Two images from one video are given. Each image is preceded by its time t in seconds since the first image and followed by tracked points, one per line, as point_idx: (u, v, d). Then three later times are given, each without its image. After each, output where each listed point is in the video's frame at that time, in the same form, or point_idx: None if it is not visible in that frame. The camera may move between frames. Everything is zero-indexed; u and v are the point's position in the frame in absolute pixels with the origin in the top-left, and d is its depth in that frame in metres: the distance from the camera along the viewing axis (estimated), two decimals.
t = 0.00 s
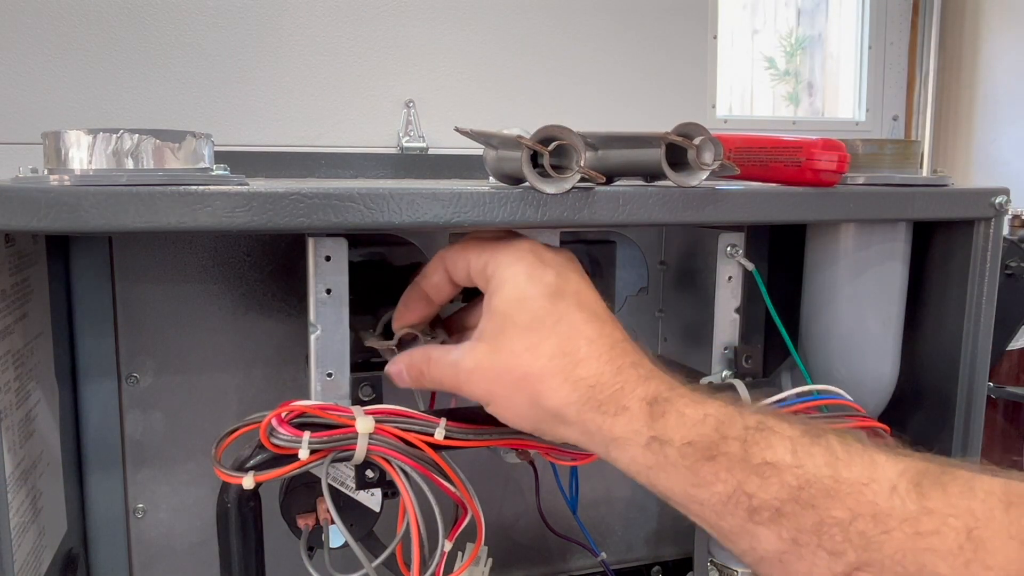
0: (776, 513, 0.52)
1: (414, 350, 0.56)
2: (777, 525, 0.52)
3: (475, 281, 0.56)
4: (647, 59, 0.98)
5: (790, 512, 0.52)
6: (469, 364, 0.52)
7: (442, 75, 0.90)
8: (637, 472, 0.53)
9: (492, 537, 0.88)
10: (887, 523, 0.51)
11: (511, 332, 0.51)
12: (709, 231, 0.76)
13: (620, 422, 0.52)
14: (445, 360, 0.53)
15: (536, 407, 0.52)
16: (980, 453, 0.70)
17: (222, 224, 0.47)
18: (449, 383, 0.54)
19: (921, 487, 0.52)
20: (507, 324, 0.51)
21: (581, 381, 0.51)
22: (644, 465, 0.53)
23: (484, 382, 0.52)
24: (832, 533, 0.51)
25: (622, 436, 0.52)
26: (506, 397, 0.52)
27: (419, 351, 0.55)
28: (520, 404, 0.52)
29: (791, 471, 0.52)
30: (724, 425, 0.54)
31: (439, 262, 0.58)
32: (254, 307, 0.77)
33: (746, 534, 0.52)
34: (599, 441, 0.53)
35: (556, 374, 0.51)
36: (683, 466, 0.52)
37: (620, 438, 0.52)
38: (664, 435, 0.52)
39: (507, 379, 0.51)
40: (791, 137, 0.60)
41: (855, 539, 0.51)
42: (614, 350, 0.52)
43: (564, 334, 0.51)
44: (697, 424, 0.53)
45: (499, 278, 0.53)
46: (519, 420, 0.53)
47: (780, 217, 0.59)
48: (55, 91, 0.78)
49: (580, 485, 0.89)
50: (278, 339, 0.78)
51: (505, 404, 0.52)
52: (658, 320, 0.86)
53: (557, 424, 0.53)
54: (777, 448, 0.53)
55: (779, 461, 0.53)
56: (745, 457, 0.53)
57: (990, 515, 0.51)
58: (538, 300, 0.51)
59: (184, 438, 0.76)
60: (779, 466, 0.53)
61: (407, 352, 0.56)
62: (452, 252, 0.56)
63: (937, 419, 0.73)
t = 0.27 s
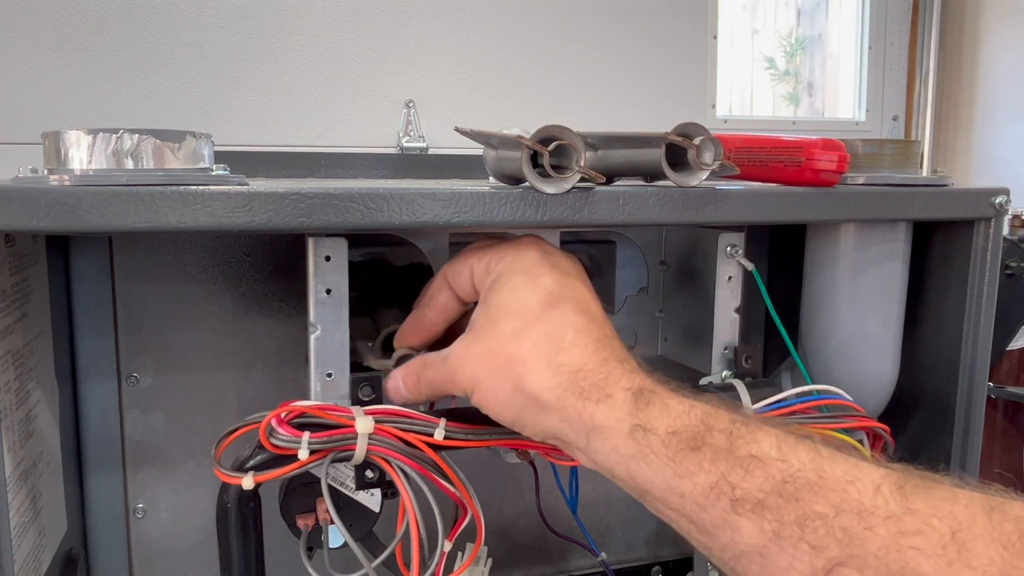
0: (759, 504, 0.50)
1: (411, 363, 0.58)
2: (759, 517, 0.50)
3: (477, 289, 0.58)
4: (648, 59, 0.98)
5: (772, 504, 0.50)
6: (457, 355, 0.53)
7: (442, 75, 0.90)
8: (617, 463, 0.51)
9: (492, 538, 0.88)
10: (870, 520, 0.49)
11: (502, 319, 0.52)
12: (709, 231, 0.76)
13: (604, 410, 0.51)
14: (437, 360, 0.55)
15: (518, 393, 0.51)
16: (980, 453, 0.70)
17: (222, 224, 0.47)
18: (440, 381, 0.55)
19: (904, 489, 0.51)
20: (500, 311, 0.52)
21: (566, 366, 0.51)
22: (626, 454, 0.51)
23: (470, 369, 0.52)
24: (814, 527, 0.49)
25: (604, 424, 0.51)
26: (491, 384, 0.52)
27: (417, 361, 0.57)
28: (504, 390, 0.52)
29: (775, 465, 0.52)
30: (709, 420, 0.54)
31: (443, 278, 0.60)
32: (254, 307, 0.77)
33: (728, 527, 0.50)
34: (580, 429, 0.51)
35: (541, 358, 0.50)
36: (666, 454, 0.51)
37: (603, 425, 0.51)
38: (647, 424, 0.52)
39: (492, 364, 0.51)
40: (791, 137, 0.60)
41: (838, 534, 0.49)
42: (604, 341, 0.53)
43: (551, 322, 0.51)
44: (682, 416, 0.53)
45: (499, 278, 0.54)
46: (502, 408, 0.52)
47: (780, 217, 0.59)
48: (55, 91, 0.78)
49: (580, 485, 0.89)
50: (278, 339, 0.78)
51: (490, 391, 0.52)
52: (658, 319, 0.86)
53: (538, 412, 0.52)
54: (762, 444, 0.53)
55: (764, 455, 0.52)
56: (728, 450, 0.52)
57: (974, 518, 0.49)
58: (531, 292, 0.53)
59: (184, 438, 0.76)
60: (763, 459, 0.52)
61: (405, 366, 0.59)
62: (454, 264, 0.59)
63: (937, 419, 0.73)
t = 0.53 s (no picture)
0: (758, 509, 0.49)
1: (411, 365, 0.60)
2: (758, 523, 0.49)
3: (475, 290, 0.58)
4: (648, 59, 0.98)
5: (772, 510, 0.49)
6: (457, 352, 0.53)
7: (442, 75, 0.90)
8: (615, 464, 0.50)
9: (492, 538, 0.88)
10: (870, 528, 0.48)
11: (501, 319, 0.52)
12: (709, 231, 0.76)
13: (603, 409, 0.50)
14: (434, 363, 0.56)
15: (514, 391, 0.51)
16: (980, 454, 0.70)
17: (222, 224, 0.47)
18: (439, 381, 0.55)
19: (903, 499, 0.51)
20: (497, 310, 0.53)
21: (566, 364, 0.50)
22: (624, 455, 0.50)
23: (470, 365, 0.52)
24: (813, 534, 0.48)
25: (603, 423, 0.50)
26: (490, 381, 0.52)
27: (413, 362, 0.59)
28: (501, 387, 0.51)
29: (775, 471, 0.51)
30: (708, 423, 0.53)
31: (440, 278, 0.61)
32: (254, 307, 0.77)
33: (726, 533, 0.49)
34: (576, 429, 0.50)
35: (537, 356, 0.50)
36: (665, 456, 0.50)
37: (602, 425, 0.50)
38: (646, 425, 0.50)
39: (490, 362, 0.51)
40: (791, 137, 0.60)
41: (837, 542, 0.48)
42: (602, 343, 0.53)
43: (550, 321, 0.51)
44: (681, 419, 0.52)
45: (496, 281, 0.55)
46: (497, 407, 0.52)
47: (780, 217, 0.59)
48: (55, 91, 0.78)
49: (580, 485, 0.89)
50: (278, 339, 0.78)
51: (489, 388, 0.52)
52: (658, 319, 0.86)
53: (534, 411, 0.51)
54: (762, 449, 0.52)
55: (764, 460, 0.51)
56: (728, 454, 0.51)
57: (972, 528, 0.49)
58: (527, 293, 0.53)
59: (183, 438, 0.76)
60: (763, 465, 0.51)
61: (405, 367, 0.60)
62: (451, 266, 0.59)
63: (938, 419, 0.73)
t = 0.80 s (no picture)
0: (750, 530, 0.51)
1: (406, 369, 0.59)
2: (749, 543, 0.51)
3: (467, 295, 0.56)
4: (648, 59, 0.98)
5: (763, 530, 0.51)
6: (449, 369, 0.53)
7: (442, 75, 0.90)
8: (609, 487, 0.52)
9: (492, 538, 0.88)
10: (862, 548, 0.50)
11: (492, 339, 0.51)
12: (709, 231, 0.76)
13: (595, 433, 0.51)
14: (427, 374, 0.56)
15: (507, 414, 0.51)
16: (980, 454, 0.70)
17: (222, 224, 0.47)
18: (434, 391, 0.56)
19: (896, 516, 0.53)
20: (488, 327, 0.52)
21: (558, 390, 0.50)
22: (617, 479, 0.52)
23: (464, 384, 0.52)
24: (805, 554, 0.51)
25: (595, 448, 0.51)
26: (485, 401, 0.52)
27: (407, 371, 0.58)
28: (494, 408, 0.52)
29: (768, 490, 0.53)
30: (699, 441, 0.54)
31: (433, 284, 0.59)
32: (254, 307, 0.77)
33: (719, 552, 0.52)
34: (570, 452, 0.52)
35: (528, 380, 0.50)
36: (657, 480, 0.52)
37: (594, 449, 0.51)
38: (638, 449, 0.52)
39: (484, 383, 0.51)
40: (791, 136, 0.60)
41: (829, 561, 0.50)
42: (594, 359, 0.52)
43: (542, 340, 0.51)
44: (673, 440, 0.53)
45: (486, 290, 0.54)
46: (492, 425, 0.52)
47: (780, 217, 0.59)
48: (54, 91, 0.78)
49: (580, 485, 0.89)
50: (278, 339, 0.78)
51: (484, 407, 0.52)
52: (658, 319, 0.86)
53: (529, 433, 0.51)
54: (754, 467, 0.54)
55: (755, 479, 0.53)
56: (721, 474, 0.53)
57: (965, 544, 0.51)
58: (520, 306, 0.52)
59: (184, 438, 0.76)
60: (754, 484, 0.53)
61: (401, 373, 0.59)
62: (444, 270, 0.57)
63: (937, 419, 0.73)
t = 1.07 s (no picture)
0: (787, 506, 0.49)
1: (426, 354, 0.56)
2: (786, 519, 0.49)
3: (497, 287, 0.57)
4: (648, 58, 0.98)
5: (800, 507, 0.49)
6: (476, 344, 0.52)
7: (442, 75, 0.90)
8: (639, 456, 0.50)
9: (493, 538, 0.88)
10: (901, 527, 0.48)
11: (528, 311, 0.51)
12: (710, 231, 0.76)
13: (630, 399, 0.50)
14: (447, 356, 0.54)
15: (538, 382, 0.50)
16: (981, 454, 0.70)
17: (223, 224, 0.47)
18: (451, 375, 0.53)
19: (934, 500, 0.51)
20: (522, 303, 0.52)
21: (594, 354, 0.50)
22: (651, 446, 0.50)
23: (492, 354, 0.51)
24: (842, 532, 0.48)
25: (629, 413, 0.50)
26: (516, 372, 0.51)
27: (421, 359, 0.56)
28: (524, 378, 0.50)
29: (804, 468, 0.51)
30: (736, 419, 0.54)
31: (464, 274, 0.59)
32: (254, 307, 0.77)
33: (752, 528, 0.49)
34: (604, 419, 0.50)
35: (561, 345, 0.50)
36: (693, 449, 0.50)
37: (627, 415, 0.50)
38: (674, 416, 0.51)
39: (517, 351, 0.50)
40: (791, 136, 0.60)
41: (868, 540, 0.48)
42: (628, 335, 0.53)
43: (575, 310, 0.51)
44: (708, 413, 0.53)
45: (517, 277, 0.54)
46: (520, 398, 0.51)
47: (780, 216, 0.59)
48: (54, 91, 0.78)
49: (580, 485, 0.89)
50: (278, 339, 0.78)
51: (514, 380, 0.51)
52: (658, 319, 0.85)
53: (558, 402, 0.50)
54: (788, 446, 0.53)
55: (790, 455, 0.52)
56: (756, 449, 0.51)
57: (1004, 529, 0.49)
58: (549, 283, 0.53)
59: (184, 438, 0.76)
60: (791, 461, 0.52)
61: (418, 358, 0.57)
62: (477, 262, 0.58)
63: (937, 419, 0.73)
